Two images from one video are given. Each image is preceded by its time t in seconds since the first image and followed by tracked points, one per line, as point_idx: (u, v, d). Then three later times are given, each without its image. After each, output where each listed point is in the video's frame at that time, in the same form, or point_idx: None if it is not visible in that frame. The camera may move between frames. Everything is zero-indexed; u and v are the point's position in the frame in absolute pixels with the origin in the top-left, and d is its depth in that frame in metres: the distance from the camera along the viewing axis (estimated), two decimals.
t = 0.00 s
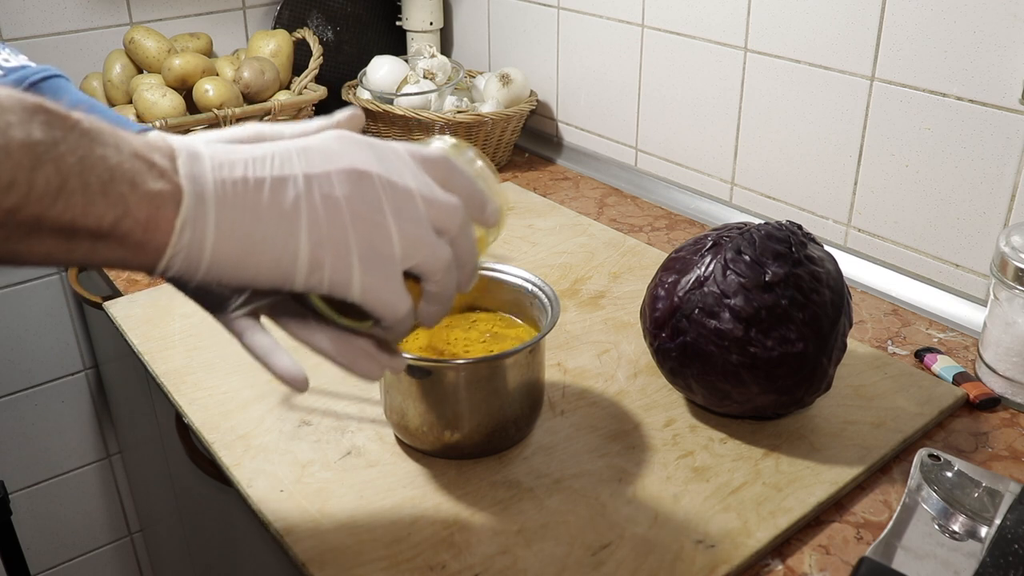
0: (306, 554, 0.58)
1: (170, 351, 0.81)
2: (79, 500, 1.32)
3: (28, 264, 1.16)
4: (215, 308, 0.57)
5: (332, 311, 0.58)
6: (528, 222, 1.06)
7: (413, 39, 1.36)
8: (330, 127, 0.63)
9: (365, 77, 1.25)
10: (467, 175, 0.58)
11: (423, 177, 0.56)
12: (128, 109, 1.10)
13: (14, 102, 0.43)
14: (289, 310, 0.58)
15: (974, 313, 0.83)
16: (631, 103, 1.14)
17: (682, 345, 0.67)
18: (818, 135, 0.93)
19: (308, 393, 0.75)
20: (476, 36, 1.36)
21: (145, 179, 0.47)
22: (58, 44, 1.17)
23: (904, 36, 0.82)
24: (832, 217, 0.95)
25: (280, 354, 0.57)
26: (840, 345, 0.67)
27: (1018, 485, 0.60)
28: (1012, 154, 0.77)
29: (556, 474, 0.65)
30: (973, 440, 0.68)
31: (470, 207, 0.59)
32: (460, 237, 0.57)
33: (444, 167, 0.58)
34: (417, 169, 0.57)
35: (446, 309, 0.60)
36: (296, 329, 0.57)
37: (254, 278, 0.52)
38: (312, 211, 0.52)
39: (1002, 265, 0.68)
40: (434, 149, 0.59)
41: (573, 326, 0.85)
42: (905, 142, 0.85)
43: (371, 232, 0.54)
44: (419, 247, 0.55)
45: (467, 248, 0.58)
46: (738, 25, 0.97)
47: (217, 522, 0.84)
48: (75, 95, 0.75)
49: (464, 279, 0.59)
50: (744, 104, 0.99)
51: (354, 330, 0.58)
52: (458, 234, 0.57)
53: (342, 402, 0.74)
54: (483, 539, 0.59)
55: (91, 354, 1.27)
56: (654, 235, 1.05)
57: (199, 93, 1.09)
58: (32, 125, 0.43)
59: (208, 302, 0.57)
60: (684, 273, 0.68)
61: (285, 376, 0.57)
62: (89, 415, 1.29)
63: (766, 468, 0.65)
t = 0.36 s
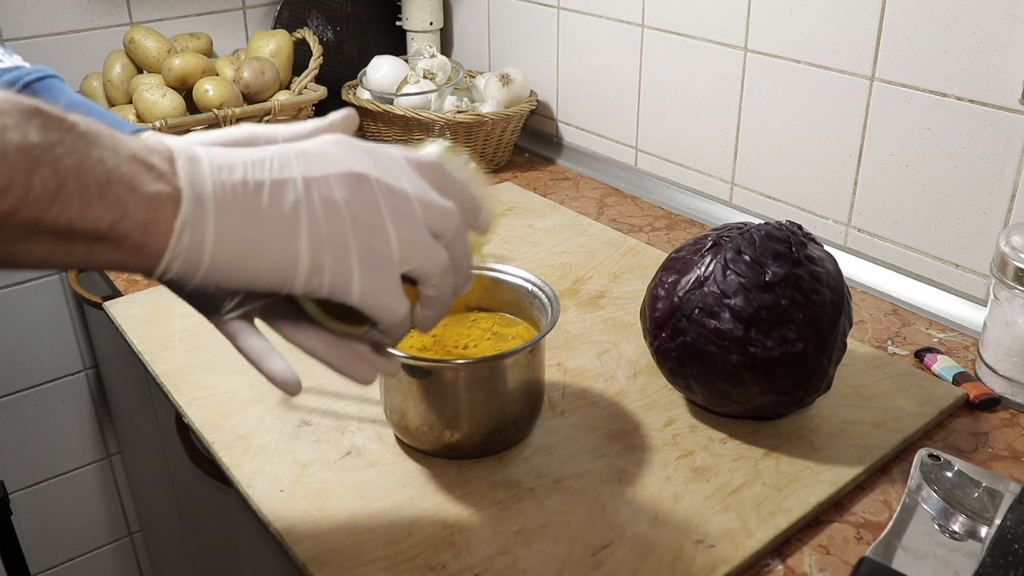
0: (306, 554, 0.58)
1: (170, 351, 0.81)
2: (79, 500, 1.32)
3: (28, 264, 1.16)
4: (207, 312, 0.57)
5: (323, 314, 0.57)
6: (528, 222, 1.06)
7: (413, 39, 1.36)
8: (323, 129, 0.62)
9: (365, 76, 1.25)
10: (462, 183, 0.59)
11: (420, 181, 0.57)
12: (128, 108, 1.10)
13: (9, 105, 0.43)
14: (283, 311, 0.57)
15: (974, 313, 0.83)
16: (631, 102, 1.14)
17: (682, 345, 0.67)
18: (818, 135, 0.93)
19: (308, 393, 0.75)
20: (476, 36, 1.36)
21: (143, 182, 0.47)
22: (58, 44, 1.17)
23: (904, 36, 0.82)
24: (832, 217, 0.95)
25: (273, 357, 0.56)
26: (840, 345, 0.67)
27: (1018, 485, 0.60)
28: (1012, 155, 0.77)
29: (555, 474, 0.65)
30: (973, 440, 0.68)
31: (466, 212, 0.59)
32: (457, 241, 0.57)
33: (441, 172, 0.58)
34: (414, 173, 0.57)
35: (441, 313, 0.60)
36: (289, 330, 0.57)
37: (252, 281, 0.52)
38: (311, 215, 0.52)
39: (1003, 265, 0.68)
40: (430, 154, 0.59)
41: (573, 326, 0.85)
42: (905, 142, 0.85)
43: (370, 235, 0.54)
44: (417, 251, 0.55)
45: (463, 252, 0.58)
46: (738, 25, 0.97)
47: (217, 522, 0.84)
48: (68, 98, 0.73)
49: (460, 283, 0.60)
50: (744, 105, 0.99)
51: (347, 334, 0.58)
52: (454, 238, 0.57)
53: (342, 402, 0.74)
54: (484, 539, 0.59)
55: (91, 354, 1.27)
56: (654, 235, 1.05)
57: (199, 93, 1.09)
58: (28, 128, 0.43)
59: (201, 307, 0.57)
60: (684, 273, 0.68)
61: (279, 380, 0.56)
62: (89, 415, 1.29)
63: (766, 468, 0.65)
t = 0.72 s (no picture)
0: (306, 554, 0.58)
1: (170, 351, 0.81)
2: (79, 500, 1.32)
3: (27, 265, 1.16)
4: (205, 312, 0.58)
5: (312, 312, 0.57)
6: (528, 222, 1.06)
7: (413, 40, 1.36)
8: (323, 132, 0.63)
9: (365, 77, 1.25)
10: (452, 189, 0.59)
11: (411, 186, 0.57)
12: (128, 108, 1.10)
13: (3, 110, 0.43)
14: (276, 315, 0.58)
15: (973, 313, 0.83)
16: (631, 102, 1.14)
17: (682, 345, 0.67)
18: (818, 135, 0.93)
19: (309, 392, 0.75)
20: (476, 36, 1.36)
21: (137, 189, 0.47)
22: (58, 44, 1.17)
23: (904, 36, 0.82)
24: (832, 217, 0.95)
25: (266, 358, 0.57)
26: (840, 345, 0.67)
27: (1018, 485, 0.60)
28: (1012, 154, 0.77)
29: (556, 474, 0.65)
30: (973, 440, 0.68)
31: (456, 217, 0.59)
32: (450, 245, 0.58)
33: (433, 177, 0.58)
34: (406, 178, 0.57)
35: (436, 318, 0.60)
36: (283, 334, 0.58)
37: (246, 288, 0.52)
38: (304, 220, 0.52)
39: (1002, 265, 0.68)
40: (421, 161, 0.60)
41: (573, 326, 0.85)
42: (905, 142, 0.85)
43: (362, 240, 0.54)
44: (410, 256, 0.55)
45: (457, 256, 0.59)
46: (738, 25, 0.97)
47: (217, 522, 0.84)
48: (60, 100, 0.74)
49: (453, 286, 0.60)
50: (744, 104, 0.99)
51: (343, 340, 0.58)
52: (446, 242, 0.57)
53: (342, 402, 0.74)
54: (484, 539, 0.59)
55: (91, 354, 1.27)
56: (654, 235, 1.05)
57: (199, 93, 1.09)
58: (21, 135, 0.43)
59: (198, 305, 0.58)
60: (684, 273, 0.68)
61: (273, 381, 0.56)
62: (89, 415, 1.29)
63: (766, 468, 0.65)
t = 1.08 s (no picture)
0: (306, 554, 0.58)
1: (170, 351, 0.81)
2: (79, 500, 1.32)
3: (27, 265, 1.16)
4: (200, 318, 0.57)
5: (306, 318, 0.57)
6: (528, 222, 1.06)
7: (413, 40, 1.36)
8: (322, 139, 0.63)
9: (365, 77, 1.25)
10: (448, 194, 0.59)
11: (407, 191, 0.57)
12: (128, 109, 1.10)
13: None
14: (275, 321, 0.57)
15: (973, 313, 0.83)
16: (631, 102, 1.14)
17: (682, 345, 0.67)
18: (818, 135, 0.93)
19: (309, 392, 0.75)
20: (476, 36, 1.36)
21: (131, 196, 0.47)
22: (58, 44, 1.17)
23: (904, 36, 0.82)
24: (832, 217, 0.95)
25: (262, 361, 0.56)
26: (840, 345, 0.67)
27: (1018, 485, 0.60)
28: (1012, 154, 0.77)
29: (555, 474, 0.65)
30: (973, 440, 0.68)
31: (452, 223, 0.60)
32: (446, 250, 0.58)
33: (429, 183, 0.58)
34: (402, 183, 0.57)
35: (435, 322, 0.60)
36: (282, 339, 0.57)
37: (241, 293, 0.52)
38: (300, 226, 0.52)
39: (1003, 265, 0.68)
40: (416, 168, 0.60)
41: (573, 326, 0.85)
42: (905, 142, 0.85)
43: (358, 246, 0.54)
44: (406, 261, 0.55)
45: (452, 260, 0.59)
46: (738, 25, 0.97)
47: (217, 522, 0.84)
48: (58, 104, 0.73)
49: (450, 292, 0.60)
50: (744, 104, 0.99)
51: (343, 347, 0.58)
52: (443, 247, 0.57)
53: (342, 402, 0.74)
54: (484, 539, 0.59)
55: (91, 354, 1.27)
56: (654, 235, 1.05)
57: (199, 93, 1.09)
58: (13, 142, 0.43)
59: (199, 308, 0.57)
60: (684, 273, 0.68)
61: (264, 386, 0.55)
62: (89, 415, 1.29)
63: (766, 468, 0.65)
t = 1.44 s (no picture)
0: (306, 554, 0.58)
1: (170, 351, 0.81)
2: (79, 500, 1.32)
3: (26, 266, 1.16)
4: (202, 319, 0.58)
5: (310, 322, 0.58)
6: (528, 221, 1.06)
7: (413, 40, 1.36)
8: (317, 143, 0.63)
9: (365, 77, 1.25)
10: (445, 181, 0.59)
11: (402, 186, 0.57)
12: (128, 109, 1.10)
13: None
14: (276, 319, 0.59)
15: (973, 313, 0.83)
16: (631, 102, 1.13)
17: (682, 344, 0.67)
18: (817, 135, 0.93)
19: (309, 392, 0.75)
20: (476, 36, 1.36)
21: (127, 212, 0.47)
22: (58, 44, 1.17)
23: (904, 36, 0.82)
24: (832, 217, 0.95)
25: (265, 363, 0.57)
26: (840, 345, 0.67)
27: (1018, 485, 0.60)
28: (1012, 154, 0.77)
29: (555, 474, 0.65)
30: (973, 440, 0.68)
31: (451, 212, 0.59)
32: (444, 242, 0.57)
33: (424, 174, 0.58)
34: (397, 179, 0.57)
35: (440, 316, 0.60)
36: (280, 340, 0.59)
37: (240, 302, 0.52)
38: (296, 231, 0.52)
39: (1003, 265, 0.68)
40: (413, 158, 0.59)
41: (573, 326, 0.85)
42: (905, 142, 0.85)
43: (355, 247, 0.54)
44: (403, 260, 0.55)
45: (452, 251, 0.59)
46: (738, 25, 0.97)
47: (217, 522, 0.84)
48: (59, 105, 0.73)
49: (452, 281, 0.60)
50: (744, 105, 0.99)
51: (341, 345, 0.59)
52: (440, 240, 0.57)
53: (342, 402, 0.74)
54: (484, 539, 0.59)
55: (92, 354, 1.27)
56: (654, 234, 1.05)
57: (199, 93, 1.09)
58: (12, 157, 0.42)
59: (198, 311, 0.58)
60: (684, 273, 0.68)
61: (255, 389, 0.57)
62: (88, 415, 1.29)
63: (766, 468, 0.65)
